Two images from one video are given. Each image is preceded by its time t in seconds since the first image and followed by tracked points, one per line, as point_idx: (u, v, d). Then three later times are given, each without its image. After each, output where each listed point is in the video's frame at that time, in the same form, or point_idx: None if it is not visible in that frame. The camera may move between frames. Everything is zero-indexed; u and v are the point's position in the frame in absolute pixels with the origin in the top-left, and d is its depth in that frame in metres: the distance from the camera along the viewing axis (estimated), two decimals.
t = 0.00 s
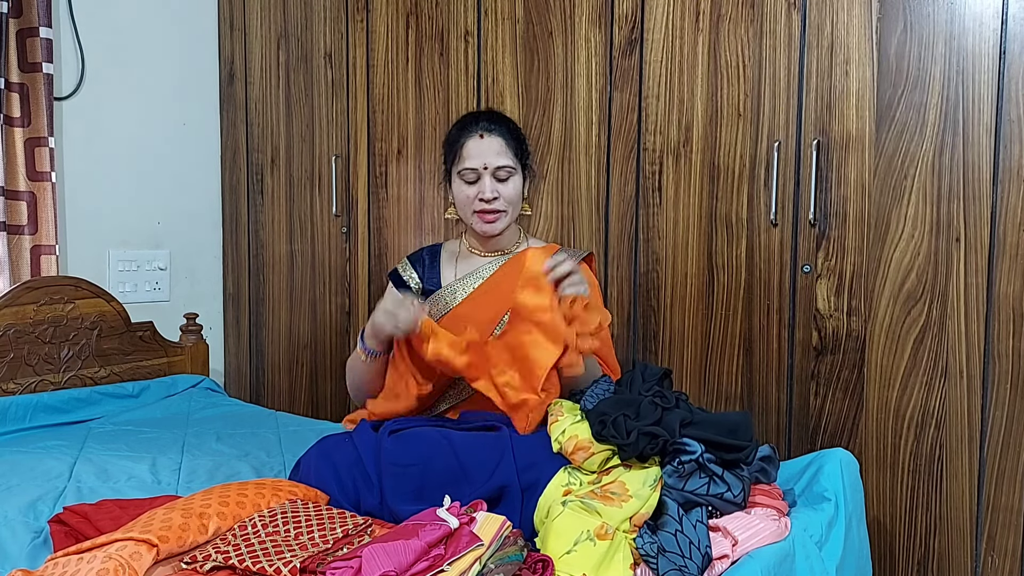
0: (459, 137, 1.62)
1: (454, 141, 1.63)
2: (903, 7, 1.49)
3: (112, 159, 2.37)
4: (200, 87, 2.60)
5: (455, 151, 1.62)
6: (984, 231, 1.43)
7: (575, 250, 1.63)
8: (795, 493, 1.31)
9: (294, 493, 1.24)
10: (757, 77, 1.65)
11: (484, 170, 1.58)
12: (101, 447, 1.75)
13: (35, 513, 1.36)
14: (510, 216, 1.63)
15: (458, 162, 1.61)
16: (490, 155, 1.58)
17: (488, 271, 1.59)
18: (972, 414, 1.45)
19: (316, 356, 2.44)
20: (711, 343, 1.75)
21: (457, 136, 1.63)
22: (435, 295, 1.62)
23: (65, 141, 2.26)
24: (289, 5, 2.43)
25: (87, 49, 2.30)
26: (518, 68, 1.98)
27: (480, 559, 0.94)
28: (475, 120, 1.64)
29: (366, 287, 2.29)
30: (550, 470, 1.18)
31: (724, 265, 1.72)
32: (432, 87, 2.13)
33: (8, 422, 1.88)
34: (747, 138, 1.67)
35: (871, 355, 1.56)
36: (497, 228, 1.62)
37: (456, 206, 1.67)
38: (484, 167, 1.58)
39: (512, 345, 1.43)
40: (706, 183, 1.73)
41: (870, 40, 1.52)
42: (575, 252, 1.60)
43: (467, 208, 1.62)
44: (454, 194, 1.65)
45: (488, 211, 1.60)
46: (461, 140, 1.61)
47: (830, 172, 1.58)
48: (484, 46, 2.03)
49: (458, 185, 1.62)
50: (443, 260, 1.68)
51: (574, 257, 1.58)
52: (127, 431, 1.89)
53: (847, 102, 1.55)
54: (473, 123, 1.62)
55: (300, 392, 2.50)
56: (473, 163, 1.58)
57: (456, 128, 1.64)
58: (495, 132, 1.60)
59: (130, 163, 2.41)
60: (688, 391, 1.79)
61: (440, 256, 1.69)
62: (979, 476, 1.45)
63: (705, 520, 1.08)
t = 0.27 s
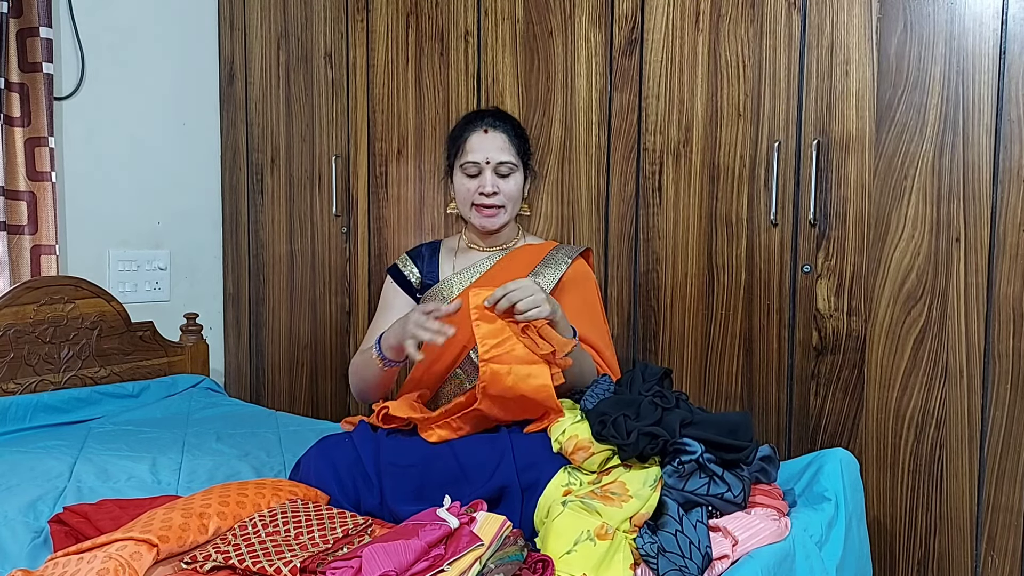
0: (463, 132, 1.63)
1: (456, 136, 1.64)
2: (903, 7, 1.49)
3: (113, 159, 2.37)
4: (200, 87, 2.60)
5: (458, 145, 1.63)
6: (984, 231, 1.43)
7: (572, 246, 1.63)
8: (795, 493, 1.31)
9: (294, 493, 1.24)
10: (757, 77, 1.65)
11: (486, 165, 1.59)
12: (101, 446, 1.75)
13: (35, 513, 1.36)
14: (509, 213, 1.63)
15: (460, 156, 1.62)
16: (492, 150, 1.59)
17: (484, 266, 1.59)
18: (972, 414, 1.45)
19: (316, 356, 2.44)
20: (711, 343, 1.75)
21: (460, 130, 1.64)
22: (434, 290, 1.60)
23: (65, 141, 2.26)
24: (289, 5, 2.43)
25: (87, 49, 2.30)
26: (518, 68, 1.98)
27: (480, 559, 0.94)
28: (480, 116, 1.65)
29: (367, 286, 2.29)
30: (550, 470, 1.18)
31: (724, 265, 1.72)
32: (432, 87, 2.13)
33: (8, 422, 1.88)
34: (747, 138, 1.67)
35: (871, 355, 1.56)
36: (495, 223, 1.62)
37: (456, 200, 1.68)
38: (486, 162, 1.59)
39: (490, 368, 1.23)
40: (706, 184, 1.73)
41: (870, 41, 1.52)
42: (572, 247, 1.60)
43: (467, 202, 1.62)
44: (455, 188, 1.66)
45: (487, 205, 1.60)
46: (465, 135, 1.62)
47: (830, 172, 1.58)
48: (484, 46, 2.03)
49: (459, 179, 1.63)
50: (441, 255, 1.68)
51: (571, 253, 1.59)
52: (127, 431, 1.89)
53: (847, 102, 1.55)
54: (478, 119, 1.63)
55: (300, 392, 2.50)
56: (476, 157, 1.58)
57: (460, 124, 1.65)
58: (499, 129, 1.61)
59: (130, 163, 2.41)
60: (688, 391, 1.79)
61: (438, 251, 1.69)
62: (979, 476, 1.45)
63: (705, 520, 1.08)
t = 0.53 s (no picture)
0: (468, 129, 1.64)
1: (461, 134, 1.65)
2: (903, 7, 1.49)
3: (113, 159, 2.37)
4: (200, 87, 2.60)
5: (462, 143, 1.63)
6: (984, 231, 1.43)
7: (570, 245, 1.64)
8: (795, 493, 1.31)
9: (294, 493, 1.24)
10: (757, 77, 1.65)
11: (488, 164, 1.60)
12: (101, 446, 1.75)
13: (35, 513, 1.36)
14: (508, 213, 1.64)
15: (463, 153, 1.63)
16: (496, 148, 1.60)
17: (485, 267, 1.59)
18: (972, 414, 1.45)
19: (316, 356, 2.44)
20: (711, 343, 1.75)
21: (466, 128, 1.65)
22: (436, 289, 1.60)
23: (65, 141, 2.26)
24: (289, 5, 2.43)
25: (87, 49, 2.30)
26: (518, 68, 1.98)
27: (480, 559, 0.94)
28: (486, 115, 1.66)
29: (367, 286, 2.29)
30: (550, 470, 1.18)
31: (724, 265, 1.72)
32: (432, 87, 2.13)
33: (8, 422, 1.88)
34: (747, 138, 1.67)
35: (871, 355, 1.56)
36: (493, 222, 1.63)
37: (455, 197, 1.68)
38: (489, 161, 1.60)
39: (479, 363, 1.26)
40: (706, 183, 1.73)
41: (870, 40, 1.52)
42: (571, 247, 1.60)
43: (466, 200, 1.63)
44: (455, 185, 1.66)
45: (487, 204, 1.61)
46: (469, 133, 1.63)
47: (830, 172, 1.58)
48: (484, 46, 2.03)
49: (461, 175, 1.64)
50: (441, 255, 1.69)
51: (569, 252, 1.59)
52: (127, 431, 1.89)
53: (847, 102, 1.55)
54: (484, 117, 1.64)
55: (300, 392, 2.50)
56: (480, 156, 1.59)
57: (465, 123, 1.66)
58: (504, 129, 1.62)
59: (130, 163, 2.41)
60: (688, 391, 1.79)
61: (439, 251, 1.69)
62: (979, 476, 1.45)
63: (705, 520, 1.08)
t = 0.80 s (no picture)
0: (477, 125, 1.64)
1: (471, 128, 1.65)
2: (903, 7, 1.49)
3: (112, 159, 2.37)
4: (200, 87, 2.60)
5: (470, 137, 1.63)
6: (984, 231, 1.43)
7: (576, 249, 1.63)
8: (794, 493, 1.31)
9: (294, 493, 1.24)
10: (757, 77, 1.65)
11: (492, 158, 1.58)
12: (101, 446, 1.75)
13: (35, 513, 1.36)
14: (509, 210, 1.61)
15: (470, 147, 1.62)
16: (501, 144, 1.59)
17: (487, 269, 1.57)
18: (972, 414, 1.45)
19: (316, 356, 2.44)
20: (711, 343, 1.75)
21: (474, 125, 1.65)
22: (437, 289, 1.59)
23: (65, 141, 2.26)
24: (289, 5, 2.43)
25: (87, 49, 2.30)
26: (518, 68, 1.98)
27: (480, 559, 0.94)
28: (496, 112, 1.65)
29: (367, 286, 2.29)
30: (550, 470, 1.18)
31: (724, 265, 1.72)
32: (432, 87, 2.13)
33: (8, 422, 1.88)
34: (747, 138, 1.67)
35: (871, 355, 1.56)
36: (491, 216, 1.60)
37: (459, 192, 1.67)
38: (493, 155, 1.58)
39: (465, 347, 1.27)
40: (706, 183, 1.73)
41: (870, 41, 1.52)
42: (576, 251, 1.60)
43: (468, 192, 1.61)
44: (459, 178, 1.65)
45: (488, 198, 1.59)
46: (478, 128, 1.63)
47: (830, 172, 1.58)
48: (484, 46, 2.03)
49: (465, 168, 1.62)
50: (443, 255, 1.68)
51: (574, 256, 1.59)
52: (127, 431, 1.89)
53: (847, 102, 1.55)
54: (493, 115, 1.63)
55: (300, 392, 2.50)
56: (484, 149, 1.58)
57: (476, 119, 1.66)
58: (511, 126, 1.61)
59: (130, 163, 2.41)
60: (688, 391, 1.79)
61: (440, 250, 1.69)
62: (979, 476, 1.45)
63: (705, 520, 1.08)
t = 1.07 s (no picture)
0: (482, 126, 1.64)
1: (477, 130, 1.65)
2: (903, 7, 1.49)
3: (113, 159, 2.37)
4: (200, 88, 2.60)
5: (475, 139, 1.63)
6: (984, 230, 1.43)
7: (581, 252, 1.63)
8: (794, 493, 1.31)
9: (294, 493, 1.24)
10: (757, 77, 1.65)
11: (495, 161, 1.58)
12: (101, 447, 1.75)
13: (35, 513, 1.36)
14: (512, 213, 1.61)
15: (475, 149, 1.62)
16: (503, 146, 1.58)
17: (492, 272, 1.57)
18: (972, 414, 1.45)
19: (316, 356, 2.44)
20: (711, 343, 1.75)
21: (480, 127, 1.65)
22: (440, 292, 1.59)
23: (64, 141, 2.26)
24: (288, 5, 2.43)
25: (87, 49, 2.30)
26: (518, 68, 1.98)
27: (480, 559, 0.94)
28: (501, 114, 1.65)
29: (367, 287, 2.29)
30: (550, 471, 1.18)
31: (724, 265, 1.72)
32: (432, 87, 2.13)
33: (8, 422, 1.88)
34: (747, 138, 1.67)
35: (871, 355, 1.56)
36: (494, 220, 1.60)
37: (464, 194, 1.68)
38: (495, 158, 1.58)
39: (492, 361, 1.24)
40: (706, 183, 1.73)
41: (870, 40, 1.52)
42: (581, 255, 1.60)
43: (472, 195, 1.61)
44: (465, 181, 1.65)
45: (490, 201, 1.59)
46: (483, 129, 1.63)
47: (830, 172, 1.58)
48: (484, 45, 2.03)
49: (469, 172, 1.62)
50: (447, 256, 1.68)
51: (579, 260, 1.58)
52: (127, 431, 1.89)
53: (847, 102, 1.55)
54: (498, 116, 1.63)
55: (300, 392, 2.50)
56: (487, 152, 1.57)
57: (481, 120, 1.66)
58: (515, 127, 1.60)
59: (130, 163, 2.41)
60: (688, 391, 1.79)
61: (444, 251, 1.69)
62: (979, 476, 1.45)
63: (705, 520, 1.08)
